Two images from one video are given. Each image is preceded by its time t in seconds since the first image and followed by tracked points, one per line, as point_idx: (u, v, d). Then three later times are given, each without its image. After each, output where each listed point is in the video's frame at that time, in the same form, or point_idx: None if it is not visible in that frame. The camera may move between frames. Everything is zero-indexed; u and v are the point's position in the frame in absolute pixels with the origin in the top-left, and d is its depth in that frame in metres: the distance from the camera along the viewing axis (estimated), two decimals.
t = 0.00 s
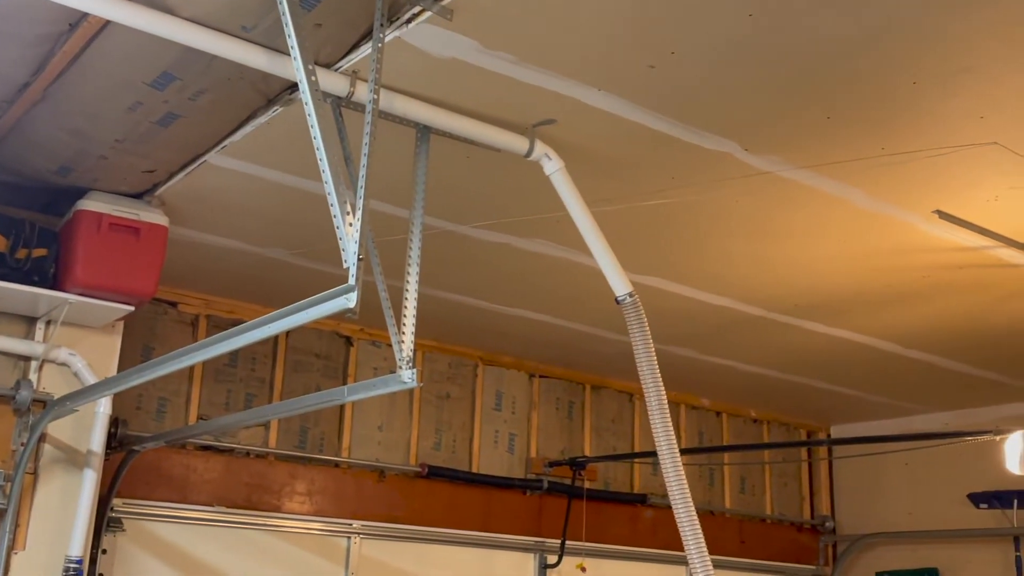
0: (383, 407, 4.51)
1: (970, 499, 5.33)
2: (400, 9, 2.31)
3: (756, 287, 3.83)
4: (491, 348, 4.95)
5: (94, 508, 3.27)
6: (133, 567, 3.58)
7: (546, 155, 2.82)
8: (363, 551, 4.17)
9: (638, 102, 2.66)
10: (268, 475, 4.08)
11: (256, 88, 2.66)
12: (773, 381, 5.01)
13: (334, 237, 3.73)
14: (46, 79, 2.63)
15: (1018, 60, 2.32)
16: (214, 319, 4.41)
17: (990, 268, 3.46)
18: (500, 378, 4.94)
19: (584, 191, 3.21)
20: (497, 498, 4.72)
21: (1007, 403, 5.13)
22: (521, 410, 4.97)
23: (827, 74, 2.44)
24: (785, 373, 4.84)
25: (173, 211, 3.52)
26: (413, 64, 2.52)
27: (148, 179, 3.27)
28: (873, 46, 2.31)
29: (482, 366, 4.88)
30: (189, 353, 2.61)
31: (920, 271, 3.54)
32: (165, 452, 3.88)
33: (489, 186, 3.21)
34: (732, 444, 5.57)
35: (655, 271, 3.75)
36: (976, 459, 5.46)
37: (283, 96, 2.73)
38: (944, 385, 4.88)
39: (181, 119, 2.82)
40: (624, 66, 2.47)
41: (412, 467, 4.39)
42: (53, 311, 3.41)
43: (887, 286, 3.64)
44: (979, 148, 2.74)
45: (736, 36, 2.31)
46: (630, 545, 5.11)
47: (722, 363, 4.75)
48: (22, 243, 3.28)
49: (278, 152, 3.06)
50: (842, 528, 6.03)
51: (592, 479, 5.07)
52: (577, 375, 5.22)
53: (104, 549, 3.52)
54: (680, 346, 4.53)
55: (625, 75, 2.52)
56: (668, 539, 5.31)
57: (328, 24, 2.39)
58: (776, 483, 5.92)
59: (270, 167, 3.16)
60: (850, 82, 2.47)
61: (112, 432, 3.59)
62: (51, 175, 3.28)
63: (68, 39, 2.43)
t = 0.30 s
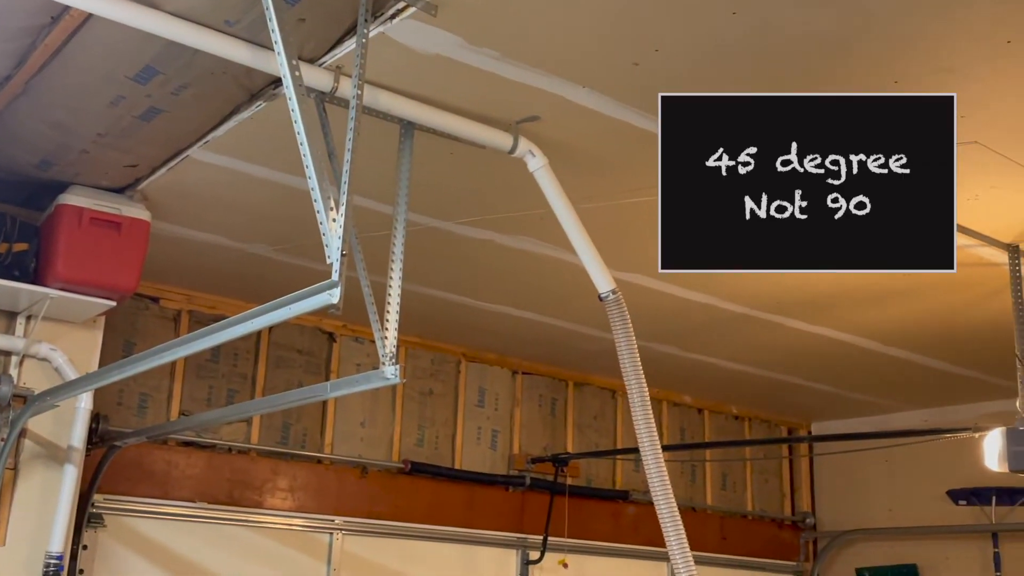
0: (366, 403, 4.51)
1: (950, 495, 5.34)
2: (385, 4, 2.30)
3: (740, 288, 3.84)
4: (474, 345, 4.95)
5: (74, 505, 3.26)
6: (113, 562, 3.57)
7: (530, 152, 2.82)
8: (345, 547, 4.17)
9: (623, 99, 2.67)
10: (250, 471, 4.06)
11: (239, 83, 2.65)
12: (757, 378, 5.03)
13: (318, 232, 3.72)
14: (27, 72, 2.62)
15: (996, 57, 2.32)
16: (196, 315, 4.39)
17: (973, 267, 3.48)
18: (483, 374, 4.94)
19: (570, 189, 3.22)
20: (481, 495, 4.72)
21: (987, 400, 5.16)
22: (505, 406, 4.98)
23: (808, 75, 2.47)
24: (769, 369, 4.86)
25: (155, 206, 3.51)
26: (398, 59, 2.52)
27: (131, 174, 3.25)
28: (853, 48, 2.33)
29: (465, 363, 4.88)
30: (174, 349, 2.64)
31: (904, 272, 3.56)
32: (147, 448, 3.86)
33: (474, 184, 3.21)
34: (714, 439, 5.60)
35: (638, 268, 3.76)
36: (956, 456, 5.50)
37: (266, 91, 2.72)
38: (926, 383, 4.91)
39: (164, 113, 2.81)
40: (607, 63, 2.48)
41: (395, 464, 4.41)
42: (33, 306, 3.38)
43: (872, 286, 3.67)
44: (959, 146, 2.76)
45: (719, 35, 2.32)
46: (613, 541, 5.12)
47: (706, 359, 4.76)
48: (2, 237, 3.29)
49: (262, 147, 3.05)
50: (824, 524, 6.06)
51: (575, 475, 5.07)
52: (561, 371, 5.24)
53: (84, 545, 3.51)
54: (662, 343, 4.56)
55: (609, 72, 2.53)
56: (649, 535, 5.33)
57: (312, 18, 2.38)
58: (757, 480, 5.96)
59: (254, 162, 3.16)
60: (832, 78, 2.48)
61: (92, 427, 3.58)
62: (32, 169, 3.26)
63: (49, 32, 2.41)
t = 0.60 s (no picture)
0: (351, 401, 4.51)
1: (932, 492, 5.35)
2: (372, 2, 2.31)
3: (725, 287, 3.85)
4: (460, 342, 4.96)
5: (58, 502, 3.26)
6: (96, 559, 3.57)
7: (516, 150, 2.82)
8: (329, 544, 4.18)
9: (609, 98, 2.68)
10: (236, 468, 4.04)
11: (225, 80, 2.65)
12: (742, 376, 5.06)
13: (304, 230, 3.72)
14: (11, 68, 2.61)
15: (977, 58, 2.34)
16: (180, 312, 4.38)
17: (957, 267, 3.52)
18: (469, 371, 4.95)
19: (555, 187, 3.23)
20: (467, 492, 4.71)
21: (970, 398, 5.21)
22: (490, 404, 4.99)
23: (792, 75, 2.49)
24: (754, 367, 4.88)
25: (142, 204, 3.51)
26: (385, 57, 2.52)
27: (116, 170, 3.24)
28: (837, 49, 2.35)
29: (450, 360, 4.89)
30: (159, 346, 2.64)
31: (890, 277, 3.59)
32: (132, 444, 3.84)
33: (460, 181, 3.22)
34: (698, 437, 5.63)
35: (623, 266, 3.77)
36: (939, 454, 5.54)
37: (252, 89, 2.72)
38: (909, 381, 4.95)
39: (150, 110, 2.80)
40: (593, 62, 2.49)
41: (380, 461, 4.41)
42: (18, 303, 3.37)
43: (857, 287, 3.70)
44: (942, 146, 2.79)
45: (704, 36, 2.34)
46: (599, 539, 5.12)
47: (692, 357, 4.78)
48: None
49: (248, 144, 3.05)
50: (807, 521, 6.10)
51: (559, 472, 5.07)
52: (546, 369, 5.25)
53: (69, 541, 3.51)
54: (647, 340, 4.57)
55: (595, 72, 2.54)
56: (634, 532, 5.35)
57: (299, 16, 2.38)
58: (741, 477, 5.99)
59: (240, 159, 3.15)
60: (816, 79, 2.50)
61: (77, 424, 3.56)
62: (16, 165, 3.25)
63: (34, 28, 2.41)
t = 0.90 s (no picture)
0: (339, 397, 4.50)
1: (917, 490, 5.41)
2: None
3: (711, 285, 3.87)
4: (447, 339, 4.96)
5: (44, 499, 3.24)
6: (83, 556, 3.56)
7: (504, 147, 2.82)
8: (317, 541, 4.17)
9: (597, 95, 2.68)
10: (222, 465, 4.05)
11: (213, 75, 2.64)
12: (730, 373, 5.07)
13: (292, 226, 3.71)
14: None
15: (963, 56, 2.36)
16: (167, 308, 4.37)
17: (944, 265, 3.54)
18: (457, 368, 4.95)
19: (543, 184, 3.23)
20: (453, 488, 4.73)
21: (955, 396, 5.23)
22: (478, 400, 4.99)
23: (779, 73, 2.50)
24: (742, 364, 4.90)
25: (129, 199, 3.50)
26: (373, 53, 2.52)
27: (103, 165, 3.23)
28: (824, 47, 2.36)
29: (439, 357, 4.88)
30: (145, 341, 2.64)
31: (879, 278, 3.61)
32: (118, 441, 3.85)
33: (449, 178, 3.22)
34: (686, 434, 5.65)
35: (611, 262, 3.77)
36: (926, 451, 5.57)
37: (240, 84, 2.71)
38: (895, 378, 4.97)
39: (137, 105, 2.79)
40: (581, 59, 2.50)
41: (368, 457, 4.40)
42: (4, 298, 3.36)
43: (845, 286, 3.71)
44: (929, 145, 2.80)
45: (692, 33, 2.34)
46: (585, 535, 5.15)
47: (680, 354, 4.79)
48: None
49: (235, 140, 3.04)
50: (794, 518, 6.13)
51: (547, 469, 5.09)
52: (535, 366, 5.26)
53: (54, 538, 3.49)
54: (635, 337, 4.58)
55: (583, 69, 2.54)
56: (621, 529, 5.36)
57: (287, 12, 2.38)
58: (728, 474, 6.00)
59: (227, 154, 3.14)
60: (802, 77, 2.51)
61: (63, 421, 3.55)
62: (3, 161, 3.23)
63: (21, 23, 2.39)
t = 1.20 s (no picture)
0: (327, 393, 4.50)
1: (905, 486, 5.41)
2: None
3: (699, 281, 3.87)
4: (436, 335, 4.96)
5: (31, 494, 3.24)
6: (70, 552, 3.56)
7: (494, 143, 2.82)
8: (306, 536, 4.16)
9: (585, 91, 2.68)
10: (211, 460, 4.05)
11: (201, 70, 2.64)
12: (718, 369, 5.08)
13: (281, 221, 3.71)
14: None
15: (950, 54, 2.36)
16: (156, 303, 4.35)
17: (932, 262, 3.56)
18: (446, 364, 4.95)
19: (532, 179, 3.23)
20: (442, 484, 4.73)
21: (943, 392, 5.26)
22: (467, 396, 4.99)
23: (767, 70, 2.51)
24: (731, 360, 4.91)
25: (118, 194, 3.49)
26: (362, 48, 2.52)
27: (91, 160, 3.22)
28: (811, 44, 2.37)
29: (428, 353, 4.88)
30: (133, 337, 2.65)
31: (869, 278, 3.63)
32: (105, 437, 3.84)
33: (438, 174, 3.22)
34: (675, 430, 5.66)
35: (599, 258, 3.78)
36: (913, 447, 5.59)
37: (229, 79, 2.70)
38: (882, 374, 4.99)
39: (125, 100, 2.78)
40: (570, 55, 2.50)
41: (357, 452, 4.40)
42: None
43: (834, 284, 3.72)
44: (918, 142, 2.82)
45: (680, 30, 2.35)
46: (574, 530, 5.16)
47: (669, 350, 4.80)
48: None
49: (225, 134, 3.03)
50: (782, 513, 6.15)
51: (536, 465, 5.10)
52: (524, 362, 5.26)
53: (42, 534, 3.49)
54: (624, 333, 4.58)
55: (572, 65, 2.54)
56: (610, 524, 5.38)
57: (275, 6, 2.37)
58: (717, 469, 6.02)
59: (215, 149, 3.13)
60: (790, 75, 2.53)
61: (51, 416, 3.53)
62: None
63: (7, 17, 2.38)
